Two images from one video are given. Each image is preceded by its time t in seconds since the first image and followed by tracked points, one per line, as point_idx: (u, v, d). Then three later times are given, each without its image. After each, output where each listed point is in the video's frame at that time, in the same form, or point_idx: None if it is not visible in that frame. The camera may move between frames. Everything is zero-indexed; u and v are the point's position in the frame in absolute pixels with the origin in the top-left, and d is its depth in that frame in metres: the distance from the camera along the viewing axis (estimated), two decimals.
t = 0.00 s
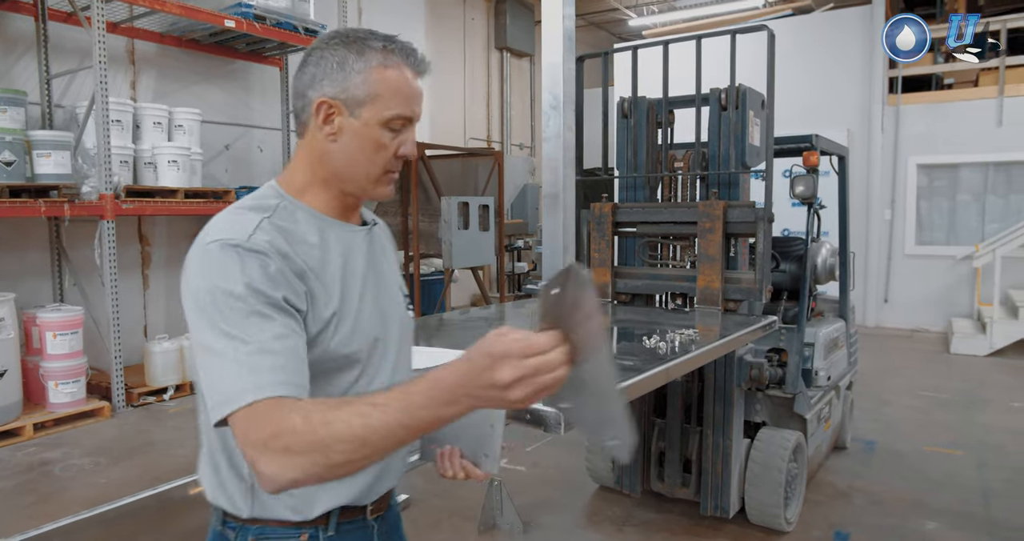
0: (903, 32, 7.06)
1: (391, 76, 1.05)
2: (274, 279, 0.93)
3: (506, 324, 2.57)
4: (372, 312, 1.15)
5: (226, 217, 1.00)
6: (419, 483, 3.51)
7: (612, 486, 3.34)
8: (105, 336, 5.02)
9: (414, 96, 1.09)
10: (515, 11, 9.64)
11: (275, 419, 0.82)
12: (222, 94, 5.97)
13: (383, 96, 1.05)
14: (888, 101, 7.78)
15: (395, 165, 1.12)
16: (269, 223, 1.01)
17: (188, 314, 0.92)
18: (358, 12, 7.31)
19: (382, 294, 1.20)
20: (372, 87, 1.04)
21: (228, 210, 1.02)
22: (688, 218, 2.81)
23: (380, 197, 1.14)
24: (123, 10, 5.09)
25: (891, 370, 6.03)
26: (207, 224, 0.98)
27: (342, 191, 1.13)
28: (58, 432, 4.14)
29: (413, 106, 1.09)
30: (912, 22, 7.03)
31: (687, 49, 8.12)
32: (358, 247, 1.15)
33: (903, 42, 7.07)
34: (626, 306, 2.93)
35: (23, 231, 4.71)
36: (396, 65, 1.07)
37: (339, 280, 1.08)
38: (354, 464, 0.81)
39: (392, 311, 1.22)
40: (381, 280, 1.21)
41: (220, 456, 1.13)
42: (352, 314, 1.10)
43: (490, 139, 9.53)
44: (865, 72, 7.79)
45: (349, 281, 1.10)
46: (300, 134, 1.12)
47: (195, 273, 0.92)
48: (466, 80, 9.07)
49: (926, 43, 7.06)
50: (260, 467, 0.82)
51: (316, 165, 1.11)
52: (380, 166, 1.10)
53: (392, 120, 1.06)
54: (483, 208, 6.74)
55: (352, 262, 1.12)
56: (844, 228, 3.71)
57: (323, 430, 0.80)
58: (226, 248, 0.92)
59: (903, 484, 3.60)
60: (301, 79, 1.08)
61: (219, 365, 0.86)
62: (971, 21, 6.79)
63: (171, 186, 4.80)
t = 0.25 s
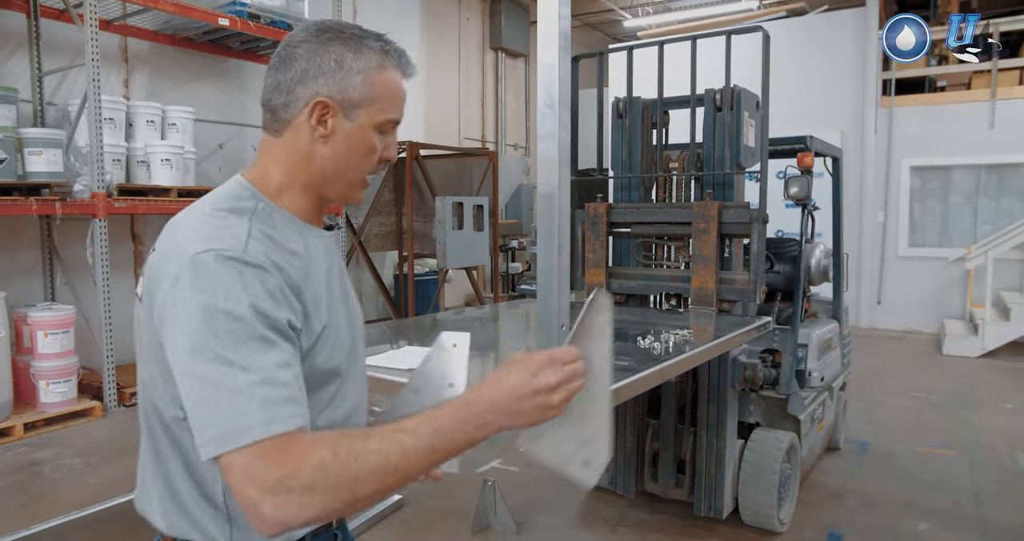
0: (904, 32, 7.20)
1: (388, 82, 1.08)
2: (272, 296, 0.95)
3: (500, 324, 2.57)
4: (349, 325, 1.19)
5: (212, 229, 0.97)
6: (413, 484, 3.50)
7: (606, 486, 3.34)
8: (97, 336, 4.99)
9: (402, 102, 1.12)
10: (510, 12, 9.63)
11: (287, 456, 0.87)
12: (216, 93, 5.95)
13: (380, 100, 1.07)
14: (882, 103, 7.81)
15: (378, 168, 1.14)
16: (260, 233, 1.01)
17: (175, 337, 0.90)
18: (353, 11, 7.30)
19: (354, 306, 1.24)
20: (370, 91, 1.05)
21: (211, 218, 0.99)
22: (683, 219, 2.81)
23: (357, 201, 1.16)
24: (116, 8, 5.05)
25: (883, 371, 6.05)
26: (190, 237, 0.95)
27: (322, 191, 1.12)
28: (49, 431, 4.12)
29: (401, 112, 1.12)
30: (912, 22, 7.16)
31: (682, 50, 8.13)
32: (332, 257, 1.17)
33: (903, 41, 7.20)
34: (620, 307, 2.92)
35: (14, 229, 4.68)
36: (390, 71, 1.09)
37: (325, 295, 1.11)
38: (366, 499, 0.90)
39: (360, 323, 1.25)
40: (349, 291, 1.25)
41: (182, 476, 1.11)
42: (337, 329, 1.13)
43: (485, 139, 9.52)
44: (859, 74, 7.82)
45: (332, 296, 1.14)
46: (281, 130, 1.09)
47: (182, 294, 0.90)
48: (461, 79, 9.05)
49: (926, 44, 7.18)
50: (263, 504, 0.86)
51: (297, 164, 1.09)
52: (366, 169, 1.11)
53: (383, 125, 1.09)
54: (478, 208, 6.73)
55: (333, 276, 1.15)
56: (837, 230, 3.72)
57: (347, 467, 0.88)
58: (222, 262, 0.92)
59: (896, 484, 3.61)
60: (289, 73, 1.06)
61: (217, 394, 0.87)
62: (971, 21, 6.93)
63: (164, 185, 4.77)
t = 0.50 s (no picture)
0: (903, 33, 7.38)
1: (374, 78, 1.11)
2: (293, 306, 0.98)
3: (493, 326, 2.57)
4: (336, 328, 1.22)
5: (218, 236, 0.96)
6: (405, 487, 3.49)
7: (598, 489, 3.34)
8: (87, 336, 4.96)
9: (383, 98, 1.14)
10: (505, 15, 9.65)
11: (325, 462, 0.93)
12: (209, 93, 5.92)
13: (366, 96, 1.09)
14: (874, 108, 7.86)
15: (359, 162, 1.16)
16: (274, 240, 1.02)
17: (198, 345, 0.90)
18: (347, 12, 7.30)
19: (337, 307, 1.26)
20: (357, 87, 1.07)
21: (214, 222, 0.98)
22: (676, 222, 2.82)
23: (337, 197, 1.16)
24: (109, 7, 5.02)
25: (875, 375, 6.08)
26: (206, 244, 0.94)
27: (305, 188, 1.12)
28: (38, 433, 4.08)
29: (382, 107, 1.14)
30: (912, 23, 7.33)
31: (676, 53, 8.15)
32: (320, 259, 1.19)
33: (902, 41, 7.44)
34: (613, 310, 2.93)
35: (4, 229, 4.65)
36: (373, 68, 1.11)
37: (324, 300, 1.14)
38: (382, 485, 0.99)
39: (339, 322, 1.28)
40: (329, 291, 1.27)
41: (173, 483, 1.10)
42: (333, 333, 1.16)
43: (479, 141, 9.52)
44: (851, 79, 7.87)
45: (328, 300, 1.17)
46: (265, 125, 1.07)
47: (206, 304, 0.90)
48: (456, 82, 9.06)
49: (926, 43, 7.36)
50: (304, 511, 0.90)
51: (284, 161, 1.09)
52: (349, 164, 1.13)
53: (367, 120, 1.11)
54: (471, 210, 6.73)
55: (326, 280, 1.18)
56: (829, 234, 3.74)
57: (371, 459, 0.96)
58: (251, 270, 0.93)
59: (887, 488, 3.62)
60: (274, 68, 1.06)
61: (250, 406, 0.89)
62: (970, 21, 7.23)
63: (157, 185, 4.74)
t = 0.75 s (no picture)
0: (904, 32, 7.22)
1: (357, 77, 1.12)
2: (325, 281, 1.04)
3: (487, 330, 2.57)
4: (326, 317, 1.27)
5: (248, 232, 0.99)
6: (396, 490, 3.48)
7: (590, 493, 3.34)
8: (78, 338, 4.93)
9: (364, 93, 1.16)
10: (500, 19, 9.67)
11: (407, 391, 0.99)
12: (203, 94, 5.90)
13: (351, 95, 1.11)
14: (866, 114, 7.91)
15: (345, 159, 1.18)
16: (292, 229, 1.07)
17: (270, 319, 0.94)
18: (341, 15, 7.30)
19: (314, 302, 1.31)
20: (343, 87, 1.09)
21: (237, 220, 1.00)
22: (669, 226, 2.83)
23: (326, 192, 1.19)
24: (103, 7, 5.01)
25: (866, 380, 6.10)
26: (242, 235, 0.98)
27: (298, 187, 1.15)
28: (27, 435, 4.05)
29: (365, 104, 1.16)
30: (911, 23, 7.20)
31: (670, 58, 8.18)
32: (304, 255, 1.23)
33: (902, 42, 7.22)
34: (606, 314, 2.93)
35: None
36: (355, 65, 1.13)
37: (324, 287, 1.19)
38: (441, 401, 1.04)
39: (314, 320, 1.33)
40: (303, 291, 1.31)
41: (225, 492, 1.06)
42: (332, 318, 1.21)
43: (473, 145, 9.53)
44: (843, 85, 7.92)
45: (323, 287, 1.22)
46: (256, 129, 1.09)
47: (268, 283, 0.94)
48: (450, 85, 9.06)
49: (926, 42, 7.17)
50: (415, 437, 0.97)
51: (278, 164, 1.10)
52: (338, 162, 1.15)
53: (353, 117, 1.13)
54: (465, 214, 6.72)
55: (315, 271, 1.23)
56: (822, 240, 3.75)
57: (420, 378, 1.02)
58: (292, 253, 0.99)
59: (877, 493, 3.64)
60: (261, 74, 1.07)
61: (330, 367, 0.94)
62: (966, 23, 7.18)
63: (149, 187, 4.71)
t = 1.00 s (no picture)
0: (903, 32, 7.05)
1: (352, 91, 1.23)
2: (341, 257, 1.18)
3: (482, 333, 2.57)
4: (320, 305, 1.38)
5: (281, 225, 1.11)
6: (390, 493, 3.48)
7: (585, 497, 3.34)
8: (71, 339, 4.90)
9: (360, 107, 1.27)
10: (496, 22, 9.68)
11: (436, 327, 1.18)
12: (198, 95, 5.89)
13: (347, 108, 1.21)
14: (860, 121, 7.94)
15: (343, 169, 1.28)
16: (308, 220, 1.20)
17: (315, 285, 1.07)
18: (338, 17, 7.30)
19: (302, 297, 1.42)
20: (339, 101, 1.20)
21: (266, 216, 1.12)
22: (664, 231, 2.84)
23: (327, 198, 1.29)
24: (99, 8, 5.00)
25: (859, 385, 6.13)
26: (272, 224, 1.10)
27: (300, 194, 1.24)
28: (19, 436, 4.03)
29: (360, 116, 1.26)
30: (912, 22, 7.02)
31: (666, 63, 8.20)
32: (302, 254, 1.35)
33: (902, 42, 7.03)
34: (601, 318, 2.94)
35: None
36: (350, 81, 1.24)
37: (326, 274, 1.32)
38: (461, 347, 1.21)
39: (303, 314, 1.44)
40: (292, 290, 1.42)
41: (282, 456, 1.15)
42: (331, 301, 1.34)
43: (469, 148, 9.53)
44: (837, 92, 7.97)
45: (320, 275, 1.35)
46: (260, 141, 1.19)
47: (310, 259, 1.08)
48: (446, 88, 9.07)
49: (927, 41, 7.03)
50: (458, 357, 1.19)
51: (281, 173, 1.20)
52: (336, 170, 1.25)
53: (349, 128, 1.23)
54: (460, 217, 6.72)
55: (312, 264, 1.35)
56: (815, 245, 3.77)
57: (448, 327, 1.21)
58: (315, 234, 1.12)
59: (871, 497, 3.65)
60: (264, 90, 1.17)
61: (372, 324, 1.09)
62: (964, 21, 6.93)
63: (144, 188, 4.69)
